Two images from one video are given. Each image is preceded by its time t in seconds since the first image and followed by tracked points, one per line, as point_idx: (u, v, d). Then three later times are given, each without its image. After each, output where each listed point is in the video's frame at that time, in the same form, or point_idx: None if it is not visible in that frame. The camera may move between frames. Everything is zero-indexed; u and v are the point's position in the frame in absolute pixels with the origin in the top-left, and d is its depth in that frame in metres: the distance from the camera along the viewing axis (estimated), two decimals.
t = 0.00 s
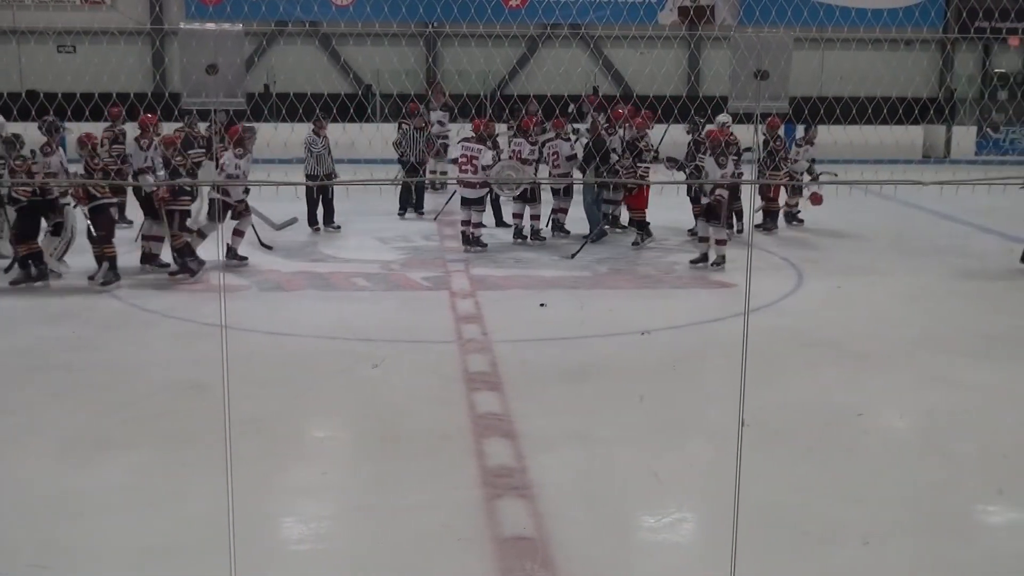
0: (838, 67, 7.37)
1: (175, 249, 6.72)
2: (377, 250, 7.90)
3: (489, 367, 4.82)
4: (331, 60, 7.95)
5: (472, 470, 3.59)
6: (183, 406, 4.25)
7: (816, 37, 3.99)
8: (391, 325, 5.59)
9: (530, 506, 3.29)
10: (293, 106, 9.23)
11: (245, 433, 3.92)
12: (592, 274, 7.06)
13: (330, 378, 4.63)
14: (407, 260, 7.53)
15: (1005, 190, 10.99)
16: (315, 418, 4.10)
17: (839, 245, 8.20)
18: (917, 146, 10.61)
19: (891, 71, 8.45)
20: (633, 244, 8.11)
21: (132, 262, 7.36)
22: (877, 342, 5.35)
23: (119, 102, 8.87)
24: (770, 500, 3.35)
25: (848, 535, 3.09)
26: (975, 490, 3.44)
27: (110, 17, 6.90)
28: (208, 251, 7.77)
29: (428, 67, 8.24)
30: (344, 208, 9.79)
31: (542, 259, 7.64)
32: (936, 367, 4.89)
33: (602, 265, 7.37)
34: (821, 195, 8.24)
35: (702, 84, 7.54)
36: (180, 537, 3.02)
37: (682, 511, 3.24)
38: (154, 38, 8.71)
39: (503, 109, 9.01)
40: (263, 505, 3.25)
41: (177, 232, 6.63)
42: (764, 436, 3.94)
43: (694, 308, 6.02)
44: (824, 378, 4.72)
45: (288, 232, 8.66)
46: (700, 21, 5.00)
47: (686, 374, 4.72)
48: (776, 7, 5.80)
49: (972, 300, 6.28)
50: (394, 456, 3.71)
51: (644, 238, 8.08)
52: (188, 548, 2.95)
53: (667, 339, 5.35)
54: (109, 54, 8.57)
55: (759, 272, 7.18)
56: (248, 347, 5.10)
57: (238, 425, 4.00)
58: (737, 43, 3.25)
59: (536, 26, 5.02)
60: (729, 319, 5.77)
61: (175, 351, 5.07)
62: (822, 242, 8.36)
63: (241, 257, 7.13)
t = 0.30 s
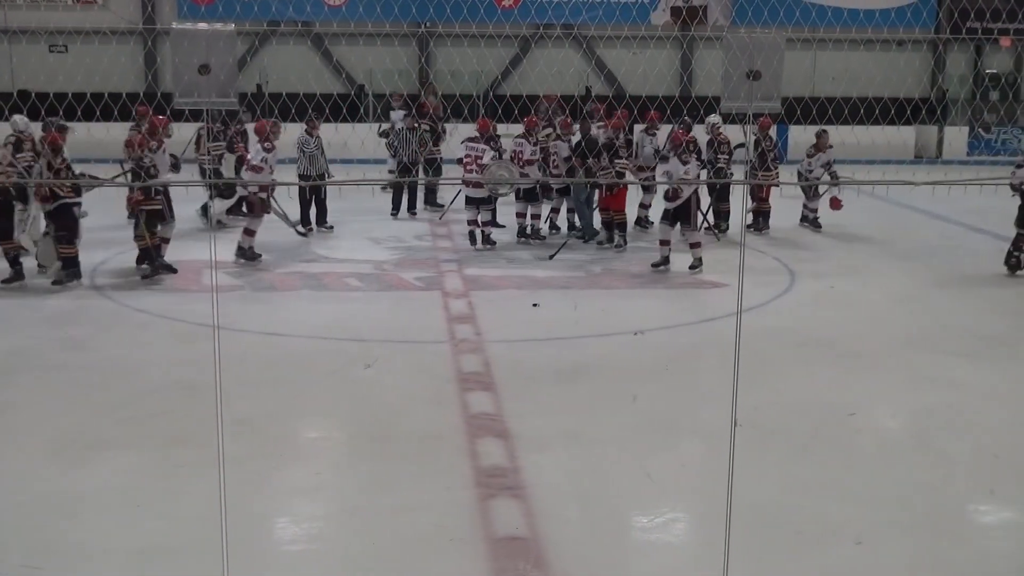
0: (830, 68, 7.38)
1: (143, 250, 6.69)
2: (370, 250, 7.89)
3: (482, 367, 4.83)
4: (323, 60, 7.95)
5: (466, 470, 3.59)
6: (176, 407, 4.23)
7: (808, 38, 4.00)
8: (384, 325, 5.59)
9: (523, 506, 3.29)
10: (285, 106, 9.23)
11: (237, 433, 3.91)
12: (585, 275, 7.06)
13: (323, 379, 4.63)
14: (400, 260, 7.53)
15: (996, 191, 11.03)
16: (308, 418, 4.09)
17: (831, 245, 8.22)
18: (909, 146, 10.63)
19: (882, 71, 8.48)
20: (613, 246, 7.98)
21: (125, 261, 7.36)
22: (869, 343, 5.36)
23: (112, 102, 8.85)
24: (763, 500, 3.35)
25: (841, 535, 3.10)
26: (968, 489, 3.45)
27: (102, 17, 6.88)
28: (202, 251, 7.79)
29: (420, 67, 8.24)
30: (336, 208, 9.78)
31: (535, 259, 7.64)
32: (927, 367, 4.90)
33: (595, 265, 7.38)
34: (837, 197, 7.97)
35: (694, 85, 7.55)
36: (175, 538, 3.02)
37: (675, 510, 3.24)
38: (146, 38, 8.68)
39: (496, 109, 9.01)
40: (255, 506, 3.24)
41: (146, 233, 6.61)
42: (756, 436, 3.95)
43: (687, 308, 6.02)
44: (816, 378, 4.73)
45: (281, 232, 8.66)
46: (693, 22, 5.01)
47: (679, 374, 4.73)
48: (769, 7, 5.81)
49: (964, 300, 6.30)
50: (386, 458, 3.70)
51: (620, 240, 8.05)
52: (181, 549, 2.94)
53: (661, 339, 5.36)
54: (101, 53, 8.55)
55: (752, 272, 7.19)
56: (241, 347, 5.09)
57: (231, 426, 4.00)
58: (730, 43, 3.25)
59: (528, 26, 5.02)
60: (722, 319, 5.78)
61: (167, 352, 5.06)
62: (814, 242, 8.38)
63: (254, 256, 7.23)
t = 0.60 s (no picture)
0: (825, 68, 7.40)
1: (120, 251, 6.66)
2: (366, 250, 7.89)
3: (478, 367, 4.83)
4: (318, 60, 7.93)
5: (462, 469, 3.59)
6: (172, 407, 4.23)
7: (803, 37, 4.01)
8: (380, 325, 5.59)
9: (519, 506, 3.29)
10: (281, 106, 9.24)
11: (233, 433, 3.91)
12: (581, 275, 7.07)
13: (319, 379, 4.63)
14: (395, 260, 7.53)
15: (991, 191, 11.06)
16: (304, 418, 4.09)
17: (827, 245, 8.23)
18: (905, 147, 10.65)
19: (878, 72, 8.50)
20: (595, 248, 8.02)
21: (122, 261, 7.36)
22: (865, 343, 5.37)
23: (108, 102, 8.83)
24: (758, 499, 3.36)
25: (837, 534, 3.11)
26: (963, 489, 3.45)
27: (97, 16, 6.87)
28: (199, 251, 7.79)
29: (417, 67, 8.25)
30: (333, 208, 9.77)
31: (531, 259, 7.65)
32: (922, 367, 4.91)
33: (591, 266, 7.38)
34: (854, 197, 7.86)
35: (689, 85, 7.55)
36: (172, 538, 3.01)
37: (671, 510, 3.24)
38: (142, 38, 8.66)
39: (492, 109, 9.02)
40: (251, 506, 3.24)
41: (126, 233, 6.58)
42: (752, 436, 3.95)
43: (682, 308, 6.03)
44: (812, 378, 4.73)
45: (277, 232, 8.67)
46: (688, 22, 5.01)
47: (675, 374, 4.74)
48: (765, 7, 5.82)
49: (959, 300, 6.31)
50: (382, 457, 3.70)
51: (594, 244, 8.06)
52: (177, 549, 2.94)
53: (657, 339, 5.36)
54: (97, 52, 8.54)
55: (748, 272, 7.20)
56: (236, 347, 5.09)
57: (227, 426, 3.99)
58: (725, 43, 3.26)
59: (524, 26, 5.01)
60: (718, 319, 5.79)
61: (163, 352, 5.06)
62: (810, 242, 8.39)
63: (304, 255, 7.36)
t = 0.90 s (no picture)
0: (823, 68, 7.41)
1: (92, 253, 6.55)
2: (364, 250, 7.89)
3: (476, 367, 4.83)
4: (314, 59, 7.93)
5: (461, 469, 3.59)
6: (170, 407, 4.23)
7: (800, 37, 4.01)
8: (378, 325, 5.59)
9: (517, 506, 3.29)
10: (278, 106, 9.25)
11: (231, 433, 3.91)
12: (579, 275, 7.07)
13: (317, 379, 4.63)
14: (393, 261, 7.53)
15: (989, 191, 11.07)
16: (301, 418, 4.09)
17: (825, 245, 8.23)
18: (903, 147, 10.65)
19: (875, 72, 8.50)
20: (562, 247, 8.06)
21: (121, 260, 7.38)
22: (862, 343, 5.37)
23: (106, 101, 8.82)
24: (756, 499, 3.36)
25: (834, 534, 3.11)
26: (960, 489, 3.45)
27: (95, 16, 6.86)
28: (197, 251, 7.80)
29: (414, 67, 8.25)
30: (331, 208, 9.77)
31: (529, 259, 7.65)
32: (920, 367, 4.92)
33: (589, 266, 7.38)
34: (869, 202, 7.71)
35: (686, 85, 7.55)
36: (169, 538, 3.01)
37: (669, 510, 3.25)
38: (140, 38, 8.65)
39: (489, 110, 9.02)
40: (248, 505, 3.24)
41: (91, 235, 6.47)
42: (749, 436, 3.96)
43: (680, 309, 6.03)
44: (810, 378, 4.73)
45: (275, 232, 8.67)
46: (686, 22, 5.01)
47: (673, 374, 4.74)
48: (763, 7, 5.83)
49: (957, 301, 6.32)
50: (380, 457, 3.70)
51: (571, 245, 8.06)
52: (174, 548, 2.94)
53: (655, 339, 5.36)
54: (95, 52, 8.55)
55: (746, 272, 7.20)
56: (233, 347, 5.10)
57: (224, 425, 4.00)
58: (723, 43, 3.26)
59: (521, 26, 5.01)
60: (716, 319, 5.79)
61: (161, 352, 5.06)
62: (808, 242, 8.39)
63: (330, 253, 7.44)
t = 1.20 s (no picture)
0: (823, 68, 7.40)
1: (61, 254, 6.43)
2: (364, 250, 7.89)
3: (477, 367, 4.83)
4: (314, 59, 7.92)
5: (461, 470, 3.59)
6: (170, 407, 4.23)
7: (801, 37, 4.01)
8: (378, 325, 5.59)
9: (517, 506, 3.29)
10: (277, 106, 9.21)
11: (232, 434, 3.90)
12: (578, 274, 7.07)
13: (317, 379, 4.62)
14: (393, 261, 7.52)
15: (988, 190, 11.07)
16: (301, 417, 4.09)
17: (825, 245, 8.23)
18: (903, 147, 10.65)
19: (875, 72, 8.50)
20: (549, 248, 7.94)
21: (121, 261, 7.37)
22: (863, 342, 5.37)
23: (106, 101, 8.80)
24: (756, 498, 3.36)
25: (835, 534, 3.11)
26: (960, 489, 3.45)
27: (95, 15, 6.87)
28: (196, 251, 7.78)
29: (414, 67, 8.24)
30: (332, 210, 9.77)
31: (530, 259, 7.65)
32: (919, 367, 4.92)
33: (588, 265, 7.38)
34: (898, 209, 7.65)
35: (686, 85, 7.54)
36: (171, 538, 3.01)
37: (670, 510, 3.24)
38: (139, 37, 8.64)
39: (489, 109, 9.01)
40: (246, 506, 3.24)
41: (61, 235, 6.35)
42: (749, 436, 3.95)
43: (680, 308, 6.03)
44: (809, 378, 4.73)
45: (275, 232, 8.65)
46: (686, 22, 5.01)
47: (673, 374, 4.74)
48: (763, 7, 5.83)
49: (956, 300, 6.32)
50: (380, 457, 3.70)
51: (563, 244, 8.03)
52: (175, 548, 2.94)
53: (656, 339, 5.36)
54: (95, 52, 8.54)
55: (746, 272, 7.20)
56: (233, 347, 5.09)
57: (224, 425, 3.99)
58: (723, 41, 3.27)
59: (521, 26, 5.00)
60: (715, 319, 5.79)
61: (162, 351, 5.06)
62: (810, 242, 8.39)
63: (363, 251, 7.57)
